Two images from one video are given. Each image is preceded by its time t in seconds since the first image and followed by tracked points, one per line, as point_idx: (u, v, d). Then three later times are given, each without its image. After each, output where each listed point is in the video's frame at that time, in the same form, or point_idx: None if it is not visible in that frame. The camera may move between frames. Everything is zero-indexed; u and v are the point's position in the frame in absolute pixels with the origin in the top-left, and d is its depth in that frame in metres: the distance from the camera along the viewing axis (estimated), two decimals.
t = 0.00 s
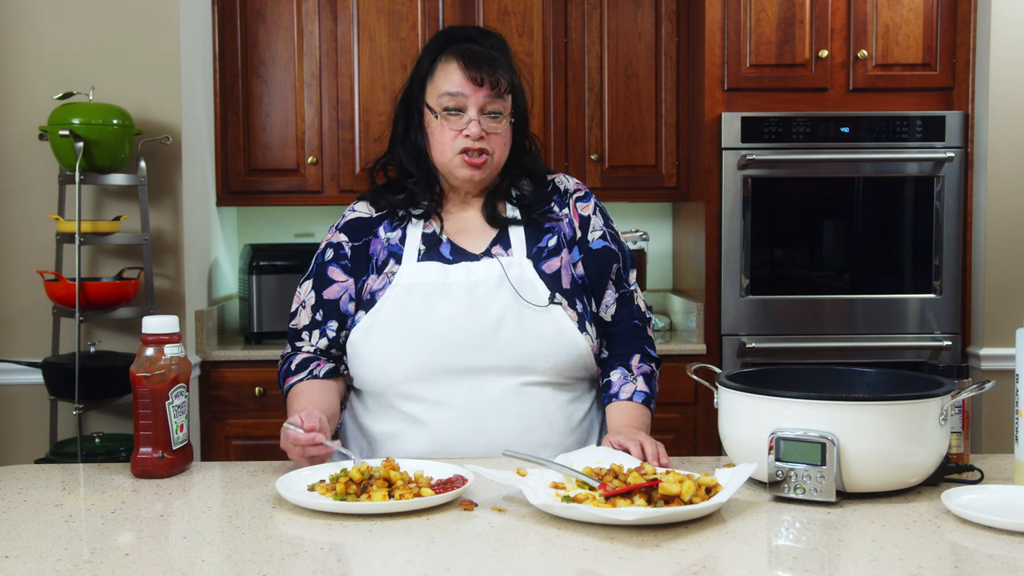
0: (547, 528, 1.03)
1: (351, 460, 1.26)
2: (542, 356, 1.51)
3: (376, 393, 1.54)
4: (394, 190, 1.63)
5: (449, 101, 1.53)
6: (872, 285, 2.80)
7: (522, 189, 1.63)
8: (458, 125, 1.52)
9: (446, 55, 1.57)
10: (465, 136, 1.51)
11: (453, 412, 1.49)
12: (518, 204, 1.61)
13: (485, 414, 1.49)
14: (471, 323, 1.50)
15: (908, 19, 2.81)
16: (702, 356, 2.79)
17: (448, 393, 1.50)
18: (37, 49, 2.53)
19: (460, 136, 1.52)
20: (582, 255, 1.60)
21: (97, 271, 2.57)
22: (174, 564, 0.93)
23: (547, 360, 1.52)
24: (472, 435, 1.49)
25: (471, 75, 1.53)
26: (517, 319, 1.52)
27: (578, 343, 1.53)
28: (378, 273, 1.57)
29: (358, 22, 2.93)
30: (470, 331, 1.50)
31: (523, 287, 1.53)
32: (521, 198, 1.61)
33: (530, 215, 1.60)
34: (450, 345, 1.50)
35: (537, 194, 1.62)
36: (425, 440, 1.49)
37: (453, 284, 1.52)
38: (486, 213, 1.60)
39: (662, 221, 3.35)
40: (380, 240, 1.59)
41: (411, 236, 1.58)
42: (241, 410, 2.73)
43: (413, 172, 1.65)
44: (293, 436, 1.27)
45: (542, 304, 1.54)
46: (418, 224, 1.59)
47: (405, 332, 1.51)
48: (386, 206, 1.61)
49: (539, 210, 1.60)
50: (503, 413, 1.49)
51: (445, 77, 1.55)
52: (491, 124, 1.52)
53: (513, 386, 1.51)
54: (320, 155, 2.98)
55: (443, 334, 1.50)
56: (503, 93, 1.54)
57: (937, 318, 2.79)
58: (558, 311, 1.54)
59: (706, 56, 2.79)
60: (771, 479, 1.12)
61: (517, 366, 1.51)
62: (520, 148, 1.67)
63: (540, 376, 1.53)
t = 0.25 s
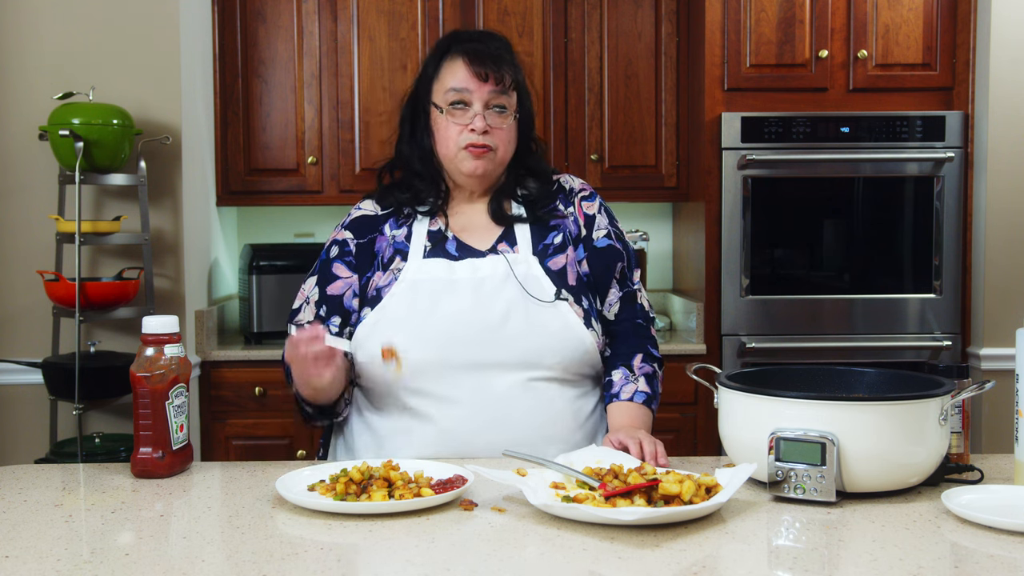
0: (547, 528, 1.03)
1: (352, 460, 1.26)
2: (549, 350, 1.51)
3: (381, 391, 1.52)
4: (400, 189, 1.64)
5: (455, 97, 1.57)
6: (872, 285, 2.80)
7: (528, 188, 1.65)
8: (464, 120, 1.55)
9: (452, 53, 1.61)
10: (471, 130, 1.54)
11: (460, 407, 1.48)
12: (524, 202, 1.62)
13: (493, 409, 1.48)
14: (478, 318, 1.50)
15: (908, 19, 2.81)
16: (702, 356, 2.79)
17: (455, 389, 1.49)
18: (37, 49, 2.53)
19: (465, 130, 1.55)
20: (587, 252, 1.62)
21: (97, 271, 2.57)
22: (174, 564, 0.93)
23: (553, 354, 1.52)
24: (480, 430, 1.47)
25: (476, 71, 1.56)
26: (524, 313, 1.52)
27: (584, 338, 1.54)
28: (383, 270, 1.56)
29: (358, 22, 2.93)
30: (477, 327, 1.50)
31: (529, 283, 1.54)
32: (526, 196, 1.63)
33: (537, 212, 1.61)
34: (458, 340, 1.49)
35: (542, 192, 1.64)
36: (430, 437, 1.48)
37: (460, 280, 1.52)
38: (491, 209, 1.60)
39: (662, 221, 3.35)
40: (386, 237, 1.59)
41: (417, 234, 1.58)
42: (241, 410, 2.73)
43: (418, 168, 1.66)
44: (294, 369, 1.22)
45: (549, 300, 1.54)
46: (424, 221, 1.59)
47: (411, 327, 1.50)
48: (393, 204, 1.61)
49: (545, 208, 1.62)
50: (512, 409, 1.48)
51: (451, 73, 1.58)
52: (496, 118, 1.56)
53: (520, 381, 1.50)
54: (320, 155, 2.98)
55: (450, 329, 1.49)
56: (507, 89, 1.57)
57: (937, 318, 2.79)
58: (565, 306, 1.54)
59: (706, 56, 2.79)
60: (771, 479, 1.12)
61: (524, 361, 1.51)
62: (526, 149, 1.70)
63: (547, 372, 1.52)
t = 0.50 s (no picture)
0: (547, 528, 1.03)
1: (352, 460, 1.26)
2: (553, 350, 1.51)
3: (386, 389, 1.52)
4: (406, 187, 1.65)
5: (463, 94, 1.57)
6: (872, 285, 2.80)
7: (534, 189, 1.64)
8: (472, 117, 1.56)
9: (459, 52, 1.62)
10: (480, 126, 1.54)
11: (464, 406, 1.48)
12: (529, 203, 1.61)
13: (497, 408, 1.48)
14: (483, 316, 1.50)
15: (908, 19, 2.81)
16: (702, 356, 2.79)
17: (460, 388, 1.49)
18: (37, 49, 2.53)
19: (474, 127, 1.55)
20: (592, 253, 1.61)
21: (97, 271, 2.57)
22: (174, 564, 0.93)
23: (558, 354, 1.51)
24: (484, 429, 1.47)
25: (484, 69, 1.57)
26: (529, 312, 1.52)
27: (590, 338, 1.53)
28: (390, 268, 1.57)
29: (358, 22, 2.93)
30: (482, 325, 1.50)
31: (535, 281, 1.54)
32: (533, 198, 1.62)
33: (543, 213, 1.61)
34: (463, 338, 1.49)
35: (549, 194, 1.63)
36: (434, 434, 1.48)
37: (466, 279, 1.53)
38: (498, 209, 1.60)
39: (662, 221, 3.35)
40: (392, 235, 1.59)
41: (423, 232, 1.58)
42: (241, 410, 2.73)
43: (424, 166, 1.66)
44: (294, 388, 1.32)
45: (554, 299, 1.54)
46: (430, 219, 1.60)
47: (416, 325, 1.50)
48: (399, 202, 1.63)
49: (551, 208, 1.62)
50: (516, 408, 1.48)
51: (459, 71, 1.59)
52: (504, 115, 1.56)
53: (525, 380, 1.50)
54: (320, 155, 2.98)
55: (455, 327, 1.50)
56: (515, 87, 1.59)
57: (937, 318, 2.79)
58: (571, 306, 1.54)
59: (706, 56, 2.79)
60: (771, 478, 1.12)
61: (529, 360, 1.51)
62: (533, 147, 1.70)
63: (552, 371, 1.52)
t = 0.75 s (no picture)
0: (547, 528, 1.03)
1: (352, 460, 1.26)
2: (553, 350, 1.51)
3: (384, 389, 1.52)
4: (406, 186, 1.65)
5: (469, 94, 1.58)
6: (872, 285, 2.80)
7: (533, 190, 1.65)
8: (478, 118, 1.56)
9: (465, 52, 1.61)
10: (485, 128, 1.54)
11: (462, 406, 1.48)
12: (529, 203, 1.62)
13: (496, 407, 1.47)
14: (482, 316, 1.50)
15: (908, 19, 2.81)
16: (702, 356, 2.79)
17: (458, 387, 1.49)
18: (37, 49, 2.53)
19: (479, 129, 1.55)
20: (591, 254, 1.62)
21: (97, 271, 2.57)
22: (173, 564, 0.92)
23: (557, 353, 1.51)
24: (482, 429, 1.47)
25: (490, 70, 1.57)
26: (528, 311, 1.52)
27: (588, 338, 1.53)
28: (387, 267, 1.57)
29: (358, 22, 2.93)
30: (481, 325, 1.50)
31: (534, 282, 1.54)
32: (532, 198, 1.63)
33: (542, 214, 1.61)
34: (461, 338, 1.49)
35: (548, 195, 1.64)
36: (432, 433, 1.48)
37: (465, 278, 1.53)
38: (497, 208, 1.60)
39: (662, 221, 3.35)
40: (390, 235, 1.59)
41: (421, 232, 1.58)
42: (241, 410, 2.73)
43: (425, 166, 1.66)
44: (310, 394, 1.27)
45: (553, 299, 1.54)
46: (429, 218, 1.60)
47: (415, 324, 1.50)
48: (398, 201, 1.62)
49: (550, 209, 1.62)
50: (514, 408, 1.48)
51: (465, 71, 1.59)
52: (509, 117, 1.57)
53: (523, 380, 1.50)
54: (320, 155, 2.98)
55: (454, 326, 1.50)
56: (520, 89, 1.59)
57: (937, 317, 2.79)
58: (569, 306, 1.54)
59: (706, 56, 2.79)
60: (771, 479, 1.12)
61: (527, 360, 1.50)
62: (533, 149, 1.71)
63: (551, 371, 1.52)
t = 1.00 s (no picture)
0: (547, 528, 1.03)
1: (351, 461, 1.26)
2: (548, 356, 1.51)
3: (378, 392, 1.51)
4: (402, 184, 1.65)
5: (465, 88, 1.59)
6: (872, 285, 2.80)
7: (528, 189, 1.65)
8: (474, 110, 1.57)
9: (460, 47, 1.64)
10: (482, 119, 1.55)
11: (456, 410, 1.47)
12: (524, 203, 1.63)
13: (490, 413, 1.47)
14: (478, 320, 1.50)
15: (908, 19, 2.81)
16: (702, 356, 2.79)
17: (452, 392, 1.48)
18: (37, 49, 2.53)
19: (476, 120, 1.56)
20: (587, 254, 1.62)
21: (96, 271, 2.57)
22: (173, 564, 0.93)
23: (553, 359, 1.51)
24: (475, 434, 1.46)
25: (485, 63, 1.59)
26: (525, 316, 1.51)
27: (584, 343, 1.53)
28: (384, 269, 1.57)
29: (358, 22, 2.93)
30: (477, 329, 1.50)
31: (530, 286, 1.53)
32: (527, 197, 1.63)
33: (537, 214, 1.62)
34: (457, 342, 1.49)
35: (543, 194, 1.64)
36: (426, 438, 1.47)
37: (461, 281, 1.52)
38: (492, 208, 1.61)
39: (662, 221, 3.35)
40: (386, 235, 1.59)
41: (417, 233, 1.58)
42: (241, 410, 2.73)
43: (422, 164, 1.68)
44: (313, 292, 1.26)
45: (550, 304, 1.53)
46: (426, 219, 1.59)
47: (411, 328, 1.50)
48: (393, 201, 1.62)
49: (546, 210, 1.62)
50: (508, 413, 1.47)
51: (460, 66, 1.61)
52: (505, 109, 1.58)
53: (518, 386, 1.50)
54: (320, 155, 2.98)
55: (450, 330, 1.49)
56: (515, 82, 1.61)
57: (937, 317, 2.79)
58: (565, 311, 1.54)
59: (706, 57, 2.79)
60: (771, 479, 1.12)
61: (522, 365, 1.50)
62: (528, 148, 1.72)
63: (546, 377, 1.52)
